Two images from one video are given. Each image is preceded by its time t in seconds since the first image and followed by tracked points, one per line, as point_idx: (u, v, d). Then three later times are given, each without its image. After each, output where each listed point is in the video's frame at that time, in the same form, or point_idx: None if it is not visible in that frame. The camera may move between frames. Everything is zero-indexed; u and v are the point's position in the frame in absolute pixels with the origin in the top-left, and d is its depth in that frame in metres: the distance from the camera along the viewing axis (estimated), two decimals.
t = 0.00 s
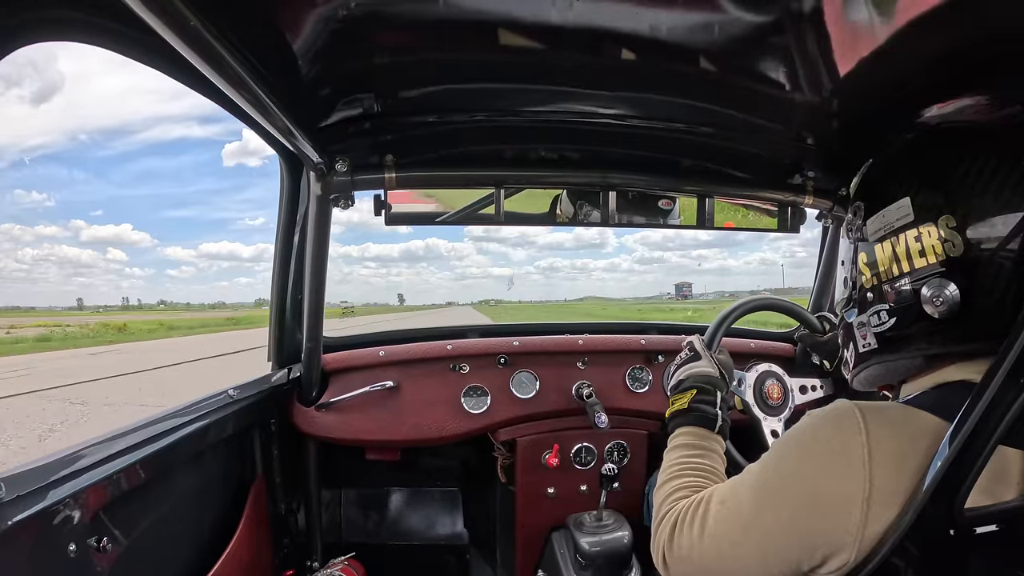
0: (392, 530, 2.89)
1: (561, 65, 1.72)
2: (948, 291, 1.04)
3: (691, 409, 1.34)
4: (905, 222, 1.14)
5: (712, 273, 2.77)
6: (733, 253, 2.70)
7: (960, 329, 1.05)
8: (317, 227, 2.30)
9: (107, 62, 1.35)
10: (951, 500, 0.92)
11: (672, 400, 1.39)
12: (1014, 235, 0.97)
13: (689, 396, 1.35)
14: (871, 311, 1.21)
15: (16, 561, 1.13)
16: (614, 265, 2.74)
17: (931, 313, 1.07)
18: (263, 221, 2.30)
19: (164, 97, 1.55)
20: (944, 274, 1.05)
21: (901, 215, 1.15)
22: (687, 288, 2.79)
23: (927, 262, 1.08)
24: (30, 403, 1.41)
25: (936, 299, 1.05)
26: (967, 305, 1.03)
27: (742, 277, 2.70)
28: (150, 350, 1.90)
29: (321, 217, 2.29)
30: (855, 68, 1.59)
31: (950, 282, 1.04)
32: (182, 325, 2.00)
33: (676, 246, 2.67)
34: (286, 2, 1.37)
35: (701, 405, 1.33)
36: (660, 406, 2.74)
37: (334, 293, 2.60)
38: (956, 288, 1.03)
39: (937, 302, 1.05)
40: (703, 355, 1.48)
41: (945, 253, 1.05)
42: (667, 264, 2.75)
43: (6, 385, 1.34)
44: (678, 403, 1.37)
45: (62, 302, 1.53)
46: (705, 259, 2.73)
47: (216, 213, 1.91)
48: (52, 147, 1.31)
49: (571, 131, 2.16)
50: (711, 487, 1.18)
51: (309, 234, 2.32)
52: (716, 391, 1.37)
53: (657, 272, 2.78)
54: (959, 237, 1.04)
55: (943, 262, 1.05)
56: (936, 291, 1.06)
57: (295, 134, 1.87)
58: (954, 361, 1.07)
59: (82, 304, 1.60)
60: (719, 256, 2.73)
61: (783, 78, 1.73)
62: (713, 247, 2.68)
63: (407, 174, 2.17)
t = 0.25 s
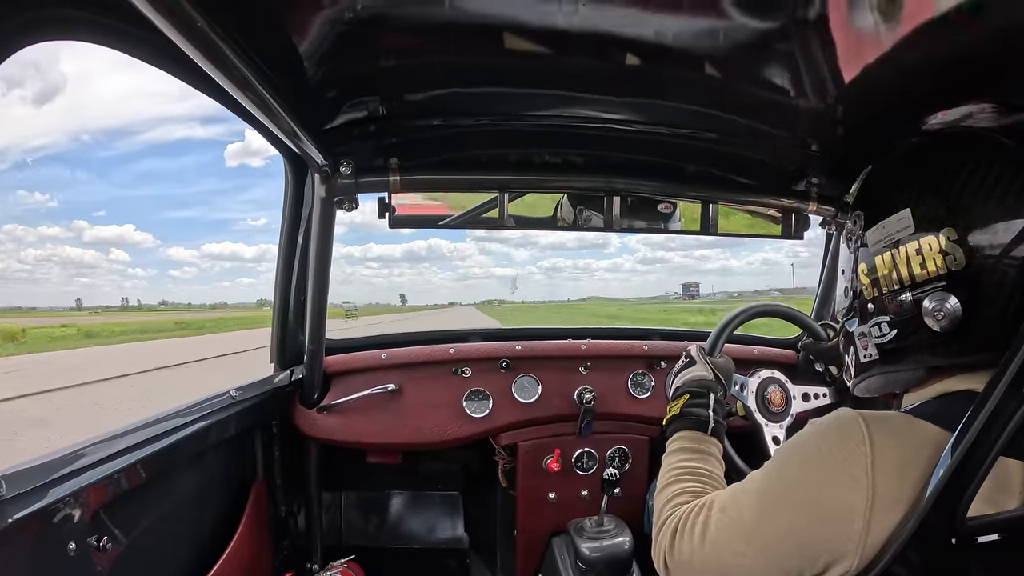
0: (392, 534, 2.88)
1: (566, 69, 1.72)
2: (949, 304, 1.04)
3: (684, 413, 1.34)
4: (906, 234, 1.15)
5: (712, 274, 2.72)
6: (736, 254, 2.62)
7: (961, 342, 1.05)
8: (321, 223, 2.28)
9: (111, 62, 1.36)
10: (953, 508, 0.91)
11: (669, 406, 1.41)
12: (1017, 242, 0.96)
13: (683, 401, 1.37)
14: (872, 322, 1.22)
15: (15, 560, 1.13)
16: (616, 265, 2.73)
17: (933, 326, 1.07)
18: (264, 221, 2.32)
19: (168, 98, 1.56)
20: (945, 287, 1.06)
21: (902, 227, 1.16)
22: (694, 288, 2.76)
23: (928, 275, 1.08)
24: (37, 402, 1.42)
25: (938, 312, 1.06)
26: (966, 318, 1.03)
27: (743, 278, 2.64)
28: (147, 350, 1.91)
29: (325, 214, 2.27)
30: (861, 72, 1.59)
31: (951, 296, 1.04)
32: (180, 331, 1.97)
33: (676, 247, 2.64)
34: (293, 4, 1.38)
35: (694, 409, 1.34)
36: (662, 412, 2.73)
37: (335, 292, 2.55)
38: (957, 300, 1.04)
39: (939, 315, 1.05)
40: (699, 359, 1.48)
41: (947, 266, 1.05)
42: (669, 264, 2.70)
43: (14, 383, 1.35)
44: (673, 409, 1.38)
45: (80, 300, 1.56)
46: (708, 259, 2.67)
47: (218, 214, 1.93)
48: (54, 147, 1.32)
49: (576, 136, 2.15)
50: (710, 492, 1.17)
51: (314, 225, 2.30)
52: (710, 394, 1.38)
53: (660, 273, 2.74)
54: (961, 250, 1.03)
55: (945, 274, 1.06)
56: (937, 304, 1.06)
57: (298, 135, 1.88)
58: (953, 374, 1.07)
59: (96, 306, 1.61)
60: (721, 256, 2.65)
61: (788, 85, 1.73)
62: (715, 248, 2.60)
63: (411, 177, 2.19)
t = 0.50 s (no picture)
0: (398, 528, 2.90)
1: (568, 61, 1.71)
2: (942, 293, 1.04)
3: (692, 406, 1.33)
4: (896, 227, 1.15)
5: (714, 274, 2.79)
6: (739, 254, 2.70)
7: (954, 331, 1.05)
8: (324, 223, 2.28)
9: (114, 62, 1.35)
10: (956, 501, 0.91)
11: (676, 398, 1.40)
12: (1012, 236, 0.95)
13: (690, 393, 1.36)
14: (868, 316, 1.22)
15: (22, 558, 1.14)
16: (618, 266, 2.74)
17: (926, 315, 1.07)
18: (269, 222, 2.32)
19: (171, 97, 1.55)
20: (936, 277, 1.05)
21: (891, 220, 1.16)
22: (703, 288, 2.76)
23: (920, 265, 1.08)
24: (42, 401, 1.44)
25: (930, 302, 1.05)
26: (960, 308, 1.03)
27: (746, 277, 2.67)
28: (148, 350, 1.90)
29: (328, 213, 2.28)
30: (862, 64, 1.58)
31: (943, 285, 1.04)
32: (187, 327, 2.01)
33: (680, 246, 2.64)
34: None
35: (701, 401, 1.33)
36: (667, 403, 2.73)
37: (339, 293, 2.57)
38: (949, 290, 1.03)
39: (931, 304, 1.05)
40: (705, 351, 1.48)
41: (937, 256, 1.05)
42: (672, 265, 2.72)
43: (14, 383, 1.35)
44: (681, 401, 1.37)
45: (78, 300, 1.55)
46: (711, 258, 2.74)
47: (221, 214, 1.91)
48: (56, 148, 1.32)
49: (578, 128, 2.15)
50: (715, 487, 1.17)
51: (317, 224, 2.31)
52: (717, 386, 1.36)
53: (663, 273, 2.75)
54: (951, 240, 1.03)
55: (937, 263, 1.05)
56: (930, 294, 1.06)
57: (302, 132, 1.86)
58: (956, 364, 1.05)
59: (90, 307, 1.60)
60: (724, 256, 2.73)
61: (790, 75, 1.72)
62: (719, 247, 2.68)
63: (416, 172, 2.19)
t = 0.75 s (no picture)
0: (400, 528, 2.90)
1: (569, 62, 1.71)
2: (950, 292, 1.03)
3: (694, 408, 1.33)
4: (905, 224, 1.14)
5: (716, 273, 2.77)
6: (741, 253, 2.70)
7: (962, 331, 1.04)
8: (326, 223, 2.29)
9: (116, 63, 1.36)
10: (959, 501, 0.91)
11: (677, 401, 1.39)
12: (1019, 236, 0.95)
13: (692, 396, 1.35)
14: (874, 314, 1.21)
15: (25, 559, 1.14)
16: (621, 266, 2.73)
17: (934, 314, 1.06)
18: (269, 222, 2.31)
19: (171, 98, 1.55)
20: (946, 275, 1.05)
21: (902, 217, 1.15)
22: (711, 288, 2.72)
23: (929, 263, 1.08)
24: (43, 399, 1.46)
25: (939, 300, 1.05)
26: (968, 308, 1.02)
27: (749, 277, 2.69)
28: (146, 352, 1.90)
29: (330, 212, 2.29)
30: (864, 63, 1.57)
31: (952, 284, 1.03)
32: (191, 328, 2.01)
33: (682, 246, 2.65)
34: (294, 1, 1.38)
35: (703, 403, 1.32)
36: (669, 404, 2.73)
37: (342, 293, 2.61)
38: (958, 289, 1.03)
39: (940, 303, 1.05)
40: (707, 352, 1.47)
41: (946, 254, 1.05)
42: (674, 265, 2.70)
43: (17, 384, 1.36)
44: (683, 403, 1.36)
45: (81, 299, 1.56)
46: (713, 259, 2.73)
47: (224, 214, 1.91)
48: (59, 149, 1.33)
49: (579, 129, 2.15)
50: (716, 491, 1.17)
51: (319, 223, 2.32)
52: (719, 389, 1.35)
53: (665, 273, 2.72)
54: (961, 238, 1.03)
55: (947, 262, 1.05)
56: (938, 293, 1.05)
57: (302, 132, 1.86)
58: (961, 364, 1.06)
59: (88, 308, 1.59)
60: (727, 256, 2.73)
61: (792, 75, 1.71)
62: (721, 247, 2.68)
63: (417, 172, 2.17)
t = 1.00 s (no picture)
0: (400, 527, 2.91)
1: (572, 62, 1.71)
2: (954, 297, 1.03)
3: (693, 408, 1.33)
4: (911, 227, 1.14)
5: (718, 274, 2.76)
6: (743, 254, 2.69)
7: (965, 335, 1.04)
8: (328, 224, 2.30)
9: (118, 62, 1.36)
10: (960, 504, 0.90)
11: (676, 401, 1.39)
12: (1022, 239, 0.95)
13: (691, 395, 1.35)
14: (878, 316, 1.22)
15: (26, 556, 1.15)
16: (622, 266, 2.71)
17: (937, 319, 1.06)
18: (271, 221, 2.31)
19: (173, 99, 1.56)
20: (949, 279, 1.05)
21: (907, 220, 1.14)
22: (718, 287, 2.73)
23: (934, 267, 1.07)
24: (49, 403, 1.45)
25: (942, 305, 1.05)
26: (972, 312, 1.02)
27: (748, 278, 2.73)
28: (151, 357, 1.88)
29: (332, 212, 2.28)
30: (867, 64, 1.57)
31: (955, 289, 1.03)
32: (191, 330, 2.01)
33: (684, 246, 2.64)
34: None
35: (702, 403, 1.32)
36: (670, 404, 2.73)
37: (342, 294, 2.60)
38: (962, 294, 1.02)
39: (943, 308, 1.04)
40: (708, 352, 1.46)
41: (951, 259, 1.04)
42: (676, 265, 2.69)
43: (17, 386, 1.35)
44: (682, 403, 1.37)
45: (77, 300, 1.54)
46: (714, 259, 2.72)
47: (225, 215, 1.91)
48: (60, 149, 1.33)
49: (582, 129, 2.14)
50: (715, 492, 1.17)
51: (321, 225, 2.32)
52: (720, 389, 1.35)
53: (666, 273, 2.73)
54: (965, 242, 1.02)
55: (950, 267, 1.04)
56: (941, 297, 1.05)
57: (307, 133, 1.87)
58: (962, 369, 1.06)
59: (88, 307, 1.58)
60: (729, 256, 2.71)
61: (795, 76, 1.71)
62: (724, 247, 2.67)
63: (418, 172, 2.16)
